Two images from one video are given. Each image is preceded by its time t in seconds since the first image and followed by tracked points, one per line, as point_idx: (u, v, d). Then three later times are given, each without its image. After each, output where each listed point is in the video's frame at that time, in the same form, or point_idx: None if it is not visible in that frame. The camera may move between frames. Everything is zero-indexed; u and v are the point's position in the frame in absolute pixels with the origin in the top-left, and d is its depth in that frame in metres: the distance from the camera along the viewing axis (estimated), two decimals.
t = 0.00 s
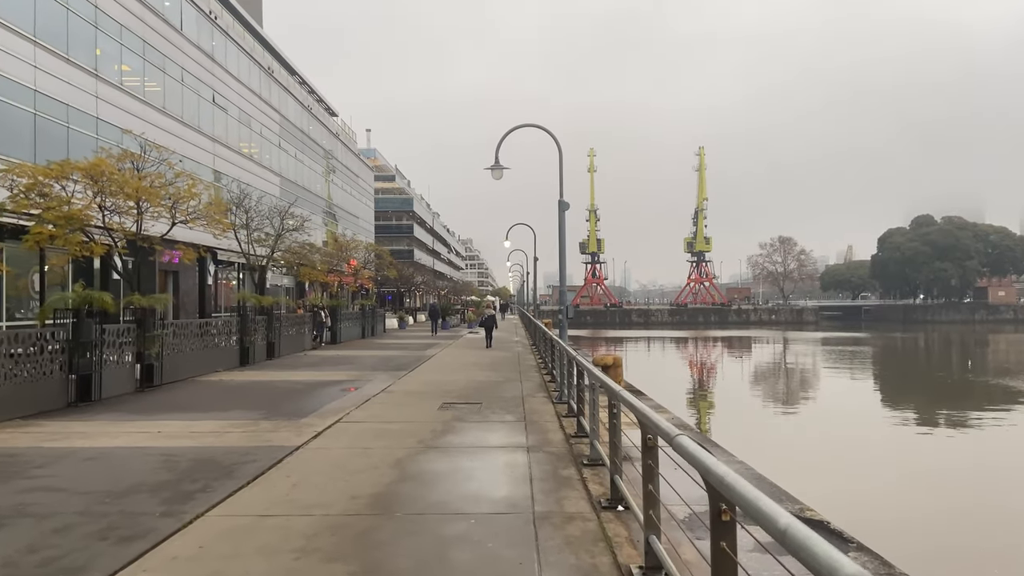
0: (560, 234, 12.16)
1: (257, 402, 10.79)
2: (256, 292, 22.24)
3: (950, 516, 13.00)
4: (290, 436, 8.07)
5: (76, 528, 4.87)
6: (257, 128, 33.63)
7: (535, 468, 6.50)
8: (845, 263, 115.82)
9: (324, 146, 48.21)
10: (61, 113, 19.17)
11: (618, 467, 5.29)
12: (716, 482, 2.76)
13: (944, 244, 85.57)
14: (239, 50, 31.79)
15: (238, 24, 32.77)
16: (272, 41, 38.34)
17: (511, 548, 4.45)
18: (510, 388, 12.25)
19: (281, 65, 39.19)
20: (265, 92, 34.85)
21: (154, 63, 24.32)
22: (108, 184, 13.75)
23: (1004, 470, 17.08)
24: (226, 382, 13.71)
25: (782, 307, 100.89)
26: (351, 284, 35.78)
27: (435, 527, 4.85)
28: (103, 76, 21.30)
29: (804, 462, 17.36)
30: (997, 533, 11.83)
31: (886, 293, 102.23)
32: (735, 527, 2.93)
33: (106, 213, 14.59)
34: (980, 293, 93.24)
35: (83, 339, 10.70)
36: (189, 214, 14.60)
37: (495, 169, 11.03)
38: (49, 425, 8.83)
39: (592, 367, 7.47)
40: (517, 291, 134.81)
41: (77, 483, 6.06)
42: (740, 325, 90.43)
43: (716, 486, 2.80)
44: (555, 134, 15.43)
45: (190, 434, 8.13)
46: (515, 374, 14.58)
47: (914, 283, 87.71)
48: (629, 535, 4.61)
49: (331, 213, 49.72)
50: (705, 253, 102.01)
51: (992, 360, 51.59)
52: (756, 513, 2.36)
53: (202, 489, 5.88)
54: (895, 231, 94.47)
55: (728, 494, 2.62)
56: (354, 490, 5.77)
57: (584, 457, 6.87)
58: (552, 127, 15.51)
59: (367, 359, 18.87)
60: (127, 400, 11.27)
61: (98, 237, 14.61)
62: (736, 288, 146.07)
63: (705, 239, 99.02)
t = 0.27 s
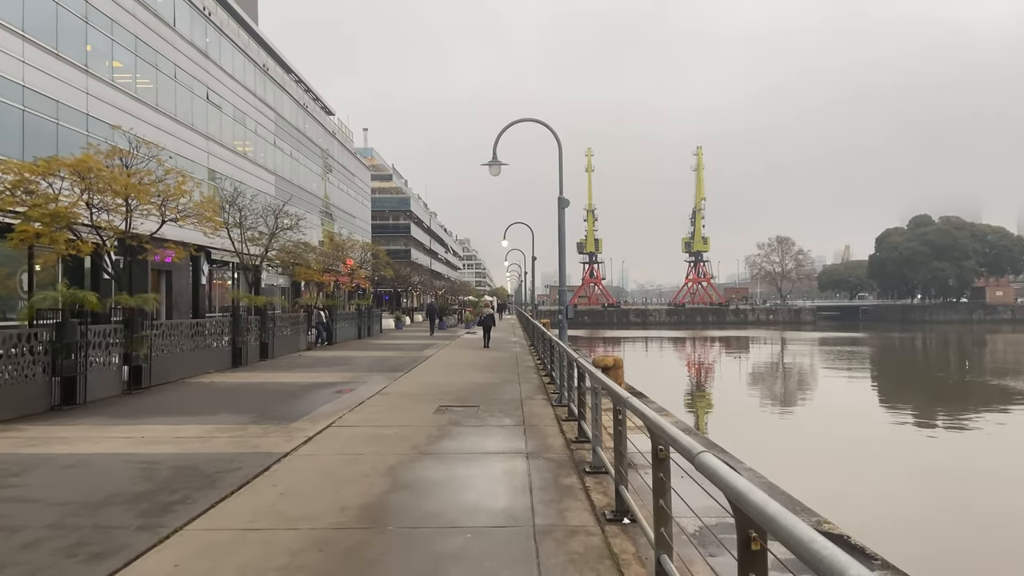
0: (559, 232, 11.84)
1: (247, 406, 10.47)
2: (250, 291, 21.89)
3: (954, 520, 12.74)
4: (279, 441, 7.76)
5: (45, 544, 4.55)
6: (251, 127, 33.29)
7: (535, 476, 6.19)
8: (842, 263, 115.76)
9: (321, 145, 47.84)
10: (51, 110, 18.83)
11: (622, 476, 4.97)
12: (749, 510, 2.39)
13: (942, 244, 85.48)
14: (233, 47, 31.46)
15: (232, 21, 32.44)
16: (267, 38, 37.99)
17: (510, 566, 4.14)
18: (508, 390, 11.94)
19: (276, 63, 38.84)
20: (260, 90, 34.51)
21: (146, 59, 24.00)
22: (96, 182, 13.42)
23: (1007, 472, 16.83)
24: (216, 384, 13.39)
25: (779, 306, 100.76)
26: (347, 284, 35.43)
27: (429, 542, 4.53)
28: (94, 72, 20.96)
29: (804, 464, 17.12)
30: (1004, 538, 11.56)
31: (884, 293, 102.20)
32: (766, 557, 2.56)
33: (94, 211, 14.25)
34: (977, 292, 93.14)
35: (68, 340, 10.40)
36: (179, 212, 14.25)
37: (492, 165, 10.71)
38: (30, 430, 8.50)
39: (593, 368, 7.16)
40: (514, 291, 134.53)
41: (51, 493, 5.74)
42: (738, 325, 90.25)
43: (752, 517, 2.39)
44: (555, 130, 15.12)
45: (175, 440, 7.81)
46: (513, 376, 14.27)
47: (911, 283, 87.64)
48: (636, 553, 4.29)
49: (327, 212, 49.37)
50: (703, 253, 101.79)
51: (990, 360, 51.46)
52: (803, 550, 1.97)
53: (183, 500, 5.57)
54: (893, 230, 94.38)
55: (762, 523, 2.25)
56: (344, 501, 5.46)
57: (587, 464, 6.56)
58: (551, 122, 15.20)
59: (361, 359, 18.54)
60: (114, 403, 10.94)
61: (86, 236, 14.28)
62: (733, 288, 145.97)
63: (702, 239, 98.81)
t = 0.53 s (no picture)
0: (557, 228, 11.53)
1: (232, 408, 10.11)
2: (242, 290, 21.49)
3: (958, 525, 12.45)
4: (264, 445, 7.43)
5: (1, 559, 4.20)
6: (245, 124, 32.92)
7: (531, 482, 5.86)
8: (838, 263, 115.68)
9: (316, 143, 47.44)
10: (38, 105, 18.45)
11: (623, 484, 4.65)
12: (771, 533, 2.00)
13: (939, 244, 85.38)
14: (226, 43, 31.08)
15: (225, 17, 32.09)
16: (260, 35, 37.60)
17: None
18: (503, 392, 11.59)
19: (270, 59, 38.46)
20: (254, 87, 34.14)
21: (137, 54, 23.65)
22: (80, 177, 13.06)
23: (1011, 474, 16.55)
24: (204, 386, 13.04)
25: (776, 306, 100.58)
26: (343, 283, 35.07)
27: (417, 557, 4.21)
28: (82, 67, 20.60)
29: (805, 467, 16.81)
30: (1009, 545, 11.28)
31: (880, 293, 102.18)
32: None
33: (78, 207, 13.88)
34: (974, 292, 93.07)
35: (49, 339, 10.06)
36: (166, 209, 13.90)
37: (487, 159, 10.38)
38: (4, 433, 8.14)
39: (592, 368, 6.83)
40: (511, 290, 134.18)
41: (16, 502, 5.40)
42: (735, 325, 90.03)
43: (768, 533, 2.06)
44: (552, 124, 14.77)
45: (154, 444, 7.47)
46: (509, 376, 13.93)
47: (907, 283, 87.58)
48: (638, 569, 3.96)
49: (323, 211, 48.98)
50: (700, 253, 101.54)
51: (985, 360, 51.34)
52: None
53: (157, 509, 5.23)
54: (889, 231, 94.33)
55: (779, 542, 1.92)
56: (327, 510, 5.13)
57: (585, 469, 6.22)
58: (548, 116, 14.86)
59: (354, 360, 18.19)
60: (95, 404, 10.58)
61: (69, 232, 13.91)
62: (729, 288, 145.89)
63: (699, 239, 98.62)
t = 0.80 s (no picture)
0: (555, 229, 11.16)
1: (218, 417, 9.75)
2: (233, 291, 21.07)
3: (967, 533, 12.12)
4: (247, 458, 7.06)
5: None
6: (238, 122, 32.49)
7: (529, 501, 5.49)
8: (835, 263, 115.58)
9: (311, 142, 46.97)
10: (24, 102, 18.01)
11: (629, 509, 4.28)
12: None
13: (936, 244, 85.29)
14: (218, 40, 30.64)
15: (218, 15, 31.65)
16: (254, 33, 37.14)
17: None
18: (499, 398, 11.21)
19: (263, 57, 38.01)
20: (247, 85, 33.70)
21: (126, 51, 23.22)
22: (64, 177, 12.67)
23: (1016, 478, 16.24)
24: (191, 391, 12.66)
25: (773, 306, 100.38)
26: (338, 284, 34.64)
27: None
28: (70, 64, 20.18)
29: (806, 471, 16.49)
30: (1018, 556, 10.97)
31: (876, 293, 102.09)
32: None
33: (61, 207, 13.48)
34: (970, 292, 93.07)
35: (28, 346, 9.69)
36: (152, 208, 13.49)
37: (483, 157, 10.00)
38: None
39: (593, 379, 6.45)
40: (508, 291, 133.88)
41: None
42: (732, 325, 89.81)
43: None
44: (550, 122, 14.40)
45: (132, 458, 7.11)
46: (506, 381, 13.56)
47: (904, 283, 87.47)
48: None
49: (318, 211, 48.57)
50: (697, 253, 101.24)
51: (983, 360, 51.16)
52: None
53: (126, 533, 4.87)
54: (886, 230, 94.21)
55: None
56: (309, 535, 4.76)
57: (586, 486, 5.86)
58: (545, 113, 14.47)
59: (347, 363, 17.82)
60: (77, 412, 10.22)
61: (52, 233, 13.51)
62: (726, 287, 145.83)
63: (696, 239, 98.41)
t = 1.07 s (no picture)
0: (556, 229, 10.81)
1: (206, 424, 9.41)
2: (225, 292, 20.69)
3: (975, 537, 11.81)
4: (233, 471, 6.72)
5: None
6: (231, 121, 32.10)
7: (531, 520, 5.15)
8: (832, 264, 115.58)
9: (306, 142, 46.56)
10: (11, 100, 17.60)
11: (644, 533, 3.93)
12: None
13: (932, 244, 85.30)
14: (211, 38, 30.25)
15: (211, 12, 31.26)
16: (248, 31, 36.74)
17: None
18: (497, 403, 10.87)
19: (257, 56, 37.61)
20: (240, 83, 33.31)
21: (117, 48, 22.83)
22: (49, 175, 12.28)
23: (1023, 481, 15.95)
24: (180, 396, 12.31)
25: (769, 307, 100.28)
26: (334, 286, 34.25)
27: None
28: (59, 61, 19.78)
29: (808, 473, 16.19)
30: None
31: (873, 293, 102.10)
32: None
33: (46, 206, 13.09)
34: (966, 293, 93.08)
35: (8, 350, 9.35)
36: (140, 208, 13.10)
37: (481, 155, 9.65)
38: None
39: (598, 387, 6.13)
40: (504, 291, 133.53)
41: None
42: (729, 326, 89.64)
43: None
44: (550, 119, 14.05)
45: (112, 470, 6.76)
46: (504, 385, 13.23)
47: (900, 283, 87.45)
48: None
49: (313, 211, 48.17)
50: (694, 254, 101.05)
51: (980, 360, 51.04)
52: None
53: (100, 556, 4.53)
54: (882, 231, 94.21)
55: None
56: (296, 558, 4.42)
57: (592, 502, 5.51)
58: (546, 109, 14.13)
59: (342, 366, 17.45)
60: (60, 419, 9.86)
61: (37, 233, 13.11)
62: (723, 287, 145.80)
63: (693, 239, 98.22)
